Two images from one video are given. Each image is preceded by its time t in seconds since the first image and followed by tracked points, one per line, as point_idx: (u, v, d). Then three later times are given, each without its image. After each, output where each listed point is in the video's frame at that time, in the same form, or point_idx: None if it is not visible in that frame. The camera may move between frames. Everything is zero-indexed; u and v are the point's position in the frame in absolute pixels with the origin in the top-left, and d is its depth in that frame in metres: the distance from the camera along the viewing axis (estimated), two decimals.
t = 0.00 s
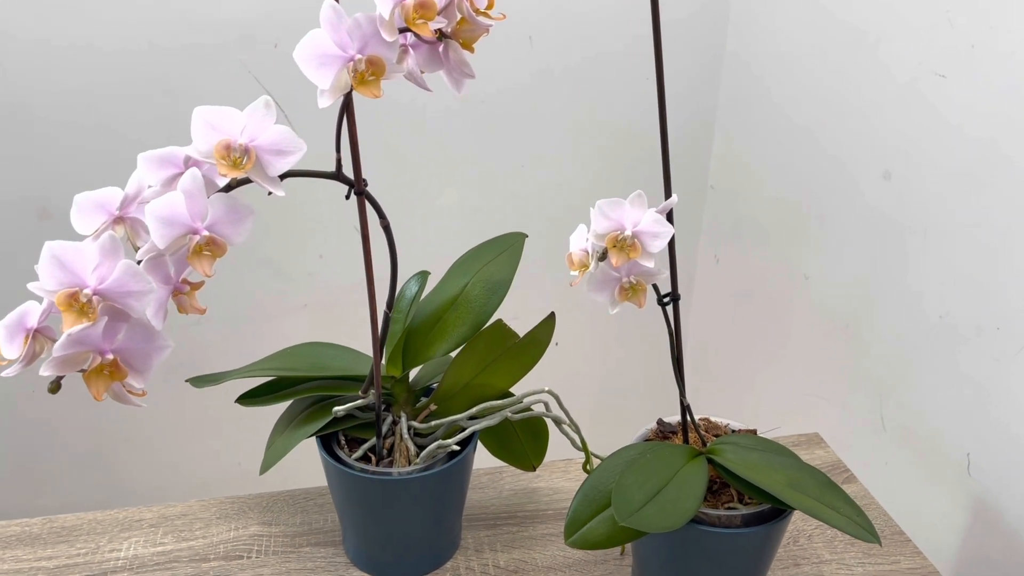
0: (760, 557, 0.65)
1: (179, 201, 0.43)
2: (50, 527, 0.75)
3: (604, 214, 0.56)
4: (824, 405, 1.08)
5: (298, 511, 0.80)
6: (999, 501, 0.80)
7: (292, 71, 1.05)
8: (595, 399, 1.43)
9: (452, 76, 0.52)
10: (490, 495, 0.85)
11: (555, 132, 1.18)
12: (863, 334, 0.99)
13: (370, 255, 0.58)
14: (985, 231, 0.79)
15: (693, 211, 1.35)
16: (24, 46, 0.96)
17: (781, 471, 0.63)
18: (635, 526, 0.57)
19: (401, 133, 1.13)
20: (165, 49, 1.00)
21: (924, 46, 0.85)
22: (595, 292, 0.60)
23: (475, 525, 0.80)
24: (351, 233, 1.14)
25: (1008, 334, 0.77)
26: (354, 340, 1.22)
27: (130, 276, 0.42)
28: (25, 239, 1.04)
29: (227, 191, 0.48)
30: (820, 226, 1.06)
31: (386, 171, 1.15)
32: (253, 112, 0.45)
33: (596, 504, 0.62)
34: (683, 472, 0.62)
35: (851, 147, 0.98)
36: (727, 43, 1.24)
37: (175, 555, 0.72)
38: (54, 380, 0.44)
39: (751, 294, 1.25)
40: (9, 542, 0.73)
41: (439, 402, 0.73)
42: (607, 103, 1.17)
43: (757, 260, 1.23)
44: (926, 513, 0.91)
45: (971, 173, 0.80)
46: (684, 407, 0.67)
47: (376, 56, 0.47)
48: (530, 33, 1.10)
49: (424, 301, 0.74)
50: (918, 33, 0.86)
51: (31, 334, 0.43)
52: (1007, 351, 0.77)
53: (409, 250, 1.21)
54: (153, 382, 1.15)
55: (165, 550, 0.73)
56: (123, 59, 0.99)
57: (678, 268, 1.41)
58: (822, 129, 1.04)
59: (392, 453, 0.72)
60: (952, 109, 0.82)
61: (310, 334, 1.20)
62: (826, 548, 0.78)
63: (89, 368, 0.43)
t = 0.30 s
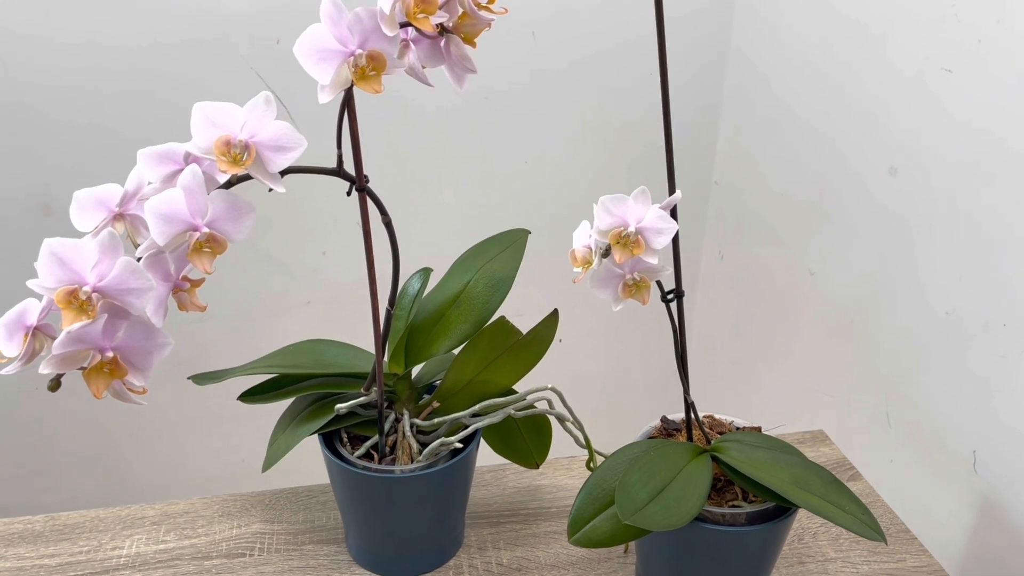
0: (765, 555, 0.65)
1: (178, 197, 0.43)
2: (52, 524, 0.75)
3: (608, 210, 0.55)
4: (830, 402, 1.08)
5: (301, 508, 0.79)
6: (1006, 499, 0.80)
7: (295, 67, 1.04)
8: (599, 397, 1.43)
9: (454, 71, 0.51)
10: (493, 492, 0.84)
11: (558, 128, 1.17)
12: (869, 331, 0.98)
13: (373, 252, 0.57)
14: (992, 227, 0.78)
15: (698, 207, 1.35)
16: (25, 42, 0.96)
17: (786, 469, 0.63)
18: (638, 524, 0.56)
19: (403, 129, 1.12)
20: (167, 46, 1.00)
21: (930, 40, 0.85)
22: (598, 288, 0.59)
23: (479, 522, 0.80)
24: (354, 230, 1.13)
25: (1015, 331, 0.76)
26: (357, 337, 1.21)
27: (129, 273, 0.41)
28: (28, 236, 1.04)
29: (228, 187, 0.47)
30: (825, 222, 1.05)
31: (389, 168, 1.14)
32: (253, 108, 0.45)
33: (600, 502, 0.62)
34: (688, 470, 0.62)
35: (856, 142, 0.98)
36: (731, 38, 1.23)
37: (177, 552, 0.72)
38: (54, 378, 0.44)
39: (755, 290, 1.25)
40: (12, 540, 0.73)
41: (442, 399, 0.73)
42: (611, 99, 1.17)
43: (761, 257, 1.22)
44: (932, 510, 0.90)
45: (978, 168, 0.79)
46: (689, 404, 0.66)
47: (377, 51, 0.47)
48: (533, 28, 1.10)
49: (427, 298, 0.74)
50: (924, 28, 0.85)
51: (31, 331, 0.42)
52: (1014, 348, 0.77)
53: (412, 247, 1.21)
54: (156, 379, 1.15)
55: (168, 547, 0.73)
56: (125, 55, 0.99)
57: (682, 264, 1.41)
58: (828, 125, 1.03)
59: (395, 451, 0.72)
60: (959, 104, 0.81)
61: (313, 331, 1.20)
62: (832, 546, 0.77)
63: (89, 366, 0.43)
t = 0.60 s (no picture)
0: (769, 555, 0.64)
1: (177, 196, 0.42)
2: (54, 523, 0.75)
3: (611, 208, 0.55)
4: (834, 400, 1.07)
5: (303, 507, 0.79)
6: (1011, 498, 0.79)
7: (296, 63, 1.04)
8: (602, 394, 1.42)
9: (455, 68, 0.51)
10: (496, 491, 0.84)
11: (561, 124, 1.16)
12: (874, 328, 0.98)
13: (374, 252, 0.56)
14: (998, 224, 0.77)
15: (702, 204, 1.34)
16: (27, 39, 0.95)
17: (791, 469, 0.62)
18: (642, 524, 0.56)
19: (406, 126, 1.12)
20: (168, 42, 0.99)
21: (937, 35, 0.84)
22: (601, 287, 0.59)
23: (481, 521, 0.80)
24: (356, 227, 1.13)
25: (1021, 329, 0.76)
26: (359, 335, 1.21)
27: (127, 272, 0.41)
28: (31, 233, 1.04)
29: (227, 186, 0.47)
30: (830, 219, 1.05)
31: (392, 165, 1.14)
32: (253, 106, 0.44)
33: (603, 502, 0.61)
34: (692, 470, 0.61)
35: (862, 138, 0.97)
36: (736, 34, 1.23)
37: (179, 551, 0.72)
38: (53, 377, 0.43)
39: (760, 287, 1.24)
40: (14, 538, 0.72)
41: (445, 398, 0.72)
42: (614, 96, 1.16)
43: (765, 255, 1.21)
44: (937, 509, 0.90)
45: (984, 165, 0.78)
46: (692, 403, 0.66)
47: (377, 48, 0.46)
48: (536, 25, 1.09)
49: (429, 296, 0.73)
50: (930, 23, 0.85)
51: (30, 331, 0.42)
52: (1020, 346, 0.76)
53: (415, 244, 1.20)
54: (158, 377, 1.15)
55: (170, 546, 0.73)
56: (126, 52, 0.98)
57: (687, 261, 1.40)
58: (832, 121, 1.02)
59: (397, 450, 0.72)
60: (966, 100, 0.80)
61: (315, 329, 1.20)
62: (837, 545, 0.77)
63: (88, 366, 0.42)
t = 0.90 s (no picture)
0: (777, 556, 0.63)
1: (176, 191, 0.42)
2: (56, 521, 0.74)
3: (618, 204, 0.54)
4: (842, 397, 1.06)
5: (306, 505, 0.79)
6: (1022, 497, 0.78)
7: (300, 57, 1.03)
8: (608, 391, 1.41)
9: (459, 61, 0.50)
10: (501, 489, 0.83)
11: (566, 119, 1.15)
12: (882, 325, 0.97)
13: (377, 248, 0.55)
14: (1010, 220, 0.76)
15: (708, 200, 1.33)
16: (29, 32, 0.95)
17: (799, 468, 0.61)
18: (647, 525, 0.55)
19: (410, 121, 1.11)
20: (171, 36, 0.98)
21: (948, 28, 0.83)
22: (607, 284, 0.58)
23: (486, 520, 0.79)
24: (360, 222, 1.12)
25: None
26: (364, 331, 1.20)
27: (125, 269, 0.40)
28: (34, 229, 1.04)
29: (227, 181, 0.46)
30: (839, 214, 1.03)
31: (396, 160, 1.13)
32: (253, 100, 0.43)
33: (609, 502, 0.61)
34: (698, 469, 0.60)
35: (871, 132, 0.96)
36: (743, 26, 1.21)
37: (181, 550, 0.72)
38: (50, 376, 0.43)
39: (767, 283, 1.23)
40: (15, 536, 0.72)
41: (448, 396, 0.72)
42: (620, 90, 1.15)
43: (773, 250, 1.20)
44: (946, 508, 0.89)
45: (996, 159, 0.77)
46: (700, 402, 0.65)
47: (379, 40, 0.45)
48: (541, 18, 1.08)
49: (433, 293, 0.72)
50: (942, 15, 0.83)
51: (26, 329, 0.41)
52: None
53: (420, 240, 1.19)
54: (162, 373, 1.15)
55: (171, 545, 0.72)
56: (128, 46, 0.98)
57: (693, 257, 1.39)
58: (841, 115, 1.01)
59: (400, 448, 0.71)
60: (978, 93, 0.79)
61: (319, 325, 1.19)
62: (845, 545, 0.76)
63: (86, 365, 0.42)
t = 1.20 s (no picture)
0: (780, 558, 0.62)
1: (166, 187, 0.41)
2: (52, 520, 0.73)
3: (619, 200, 0.53)
4: (847, 395, 1.05)
5: (304, 504, 0.78)
6: None
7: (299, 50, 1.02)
8: (611, 388, 1.41)
9: (457, 54, 0.48)
10: (501, 489, 0.83)
11: (569, 113, 1.14)
12: (888, 323, 0.95)
13: (373, 245, 0.54)
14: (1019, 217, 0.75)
15: (713, 195, 1.31)
16: (27, 26, 0.94)
17: (804, 469, 0.60)
18: (649, 527, 0.54)
19: (411, 116, 1.10)
20: (170, 30, 0.97)
21: (957, 21, 0.81)
22: (608, 281, 0.57)
23: (486, 520, 0.78)
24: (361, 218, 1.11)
25: None
26: (365, 327, 1.20)
27: (113, 267, 0.39)
28: (33, 224, 1.03)
29: (220, 177, 0.45)
30: (844, 210, 1.02)
31: (397, 155, 1.12)
32: (245, 94, 0.43)
33: (610, 503, 0.60)
34: (701, 470, 0.59)
35: (878, 127, 0.94)
36: (749, 20, 1.20)
37: (178, 549, 0.71)
38: (39, 376, 0.42)
39: (772, 279, 1.22)
40: (11, 535, 0.71)
41: (447, 395, 0.71)
42: (623, 84, 1.14)
43: (777, 246, 1.19)
44: (952, 507, 0.88)
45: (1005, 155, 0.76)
46: (702, 401, 0.64)
47: (374, 33, 0.44)
48: (544, 11, 1.07)
49: (432, 291, 0.71)
50: (951, 7, 0.82)
51: (14, 328, 0.40)
52: None
53: (421, 236, 1.19)
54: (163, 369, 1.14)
55: (168, 544, 0.72)
56: (126, 40, 0.97)
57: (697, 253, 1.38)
58: (848, 109, 1.00)
59: (399, 447, 0.70)
60: (988, 87, 0.78)
61: (320, 322, 1.18)
62: (850, 546, 0.75)
63: (75, 364, 0.41)
